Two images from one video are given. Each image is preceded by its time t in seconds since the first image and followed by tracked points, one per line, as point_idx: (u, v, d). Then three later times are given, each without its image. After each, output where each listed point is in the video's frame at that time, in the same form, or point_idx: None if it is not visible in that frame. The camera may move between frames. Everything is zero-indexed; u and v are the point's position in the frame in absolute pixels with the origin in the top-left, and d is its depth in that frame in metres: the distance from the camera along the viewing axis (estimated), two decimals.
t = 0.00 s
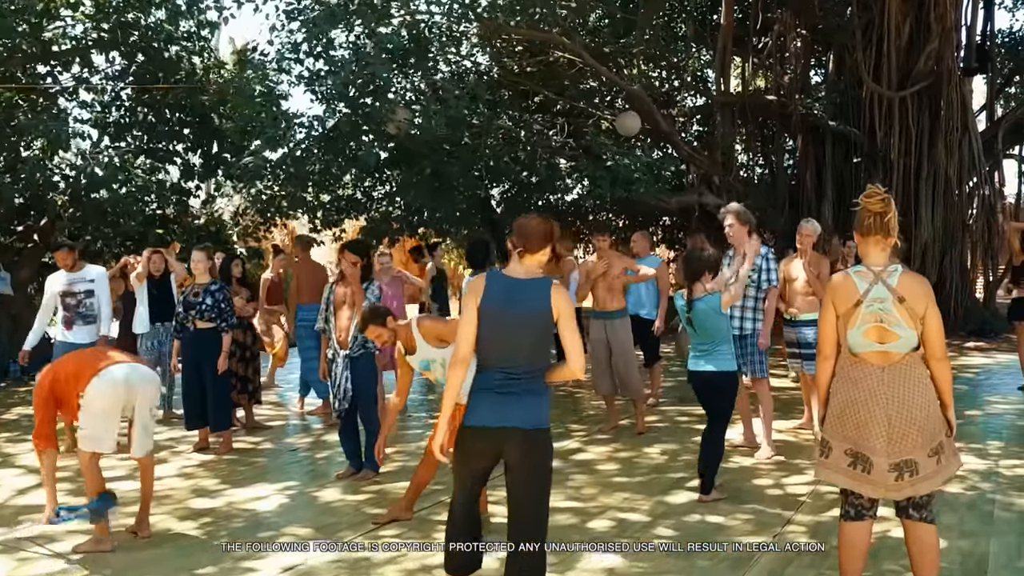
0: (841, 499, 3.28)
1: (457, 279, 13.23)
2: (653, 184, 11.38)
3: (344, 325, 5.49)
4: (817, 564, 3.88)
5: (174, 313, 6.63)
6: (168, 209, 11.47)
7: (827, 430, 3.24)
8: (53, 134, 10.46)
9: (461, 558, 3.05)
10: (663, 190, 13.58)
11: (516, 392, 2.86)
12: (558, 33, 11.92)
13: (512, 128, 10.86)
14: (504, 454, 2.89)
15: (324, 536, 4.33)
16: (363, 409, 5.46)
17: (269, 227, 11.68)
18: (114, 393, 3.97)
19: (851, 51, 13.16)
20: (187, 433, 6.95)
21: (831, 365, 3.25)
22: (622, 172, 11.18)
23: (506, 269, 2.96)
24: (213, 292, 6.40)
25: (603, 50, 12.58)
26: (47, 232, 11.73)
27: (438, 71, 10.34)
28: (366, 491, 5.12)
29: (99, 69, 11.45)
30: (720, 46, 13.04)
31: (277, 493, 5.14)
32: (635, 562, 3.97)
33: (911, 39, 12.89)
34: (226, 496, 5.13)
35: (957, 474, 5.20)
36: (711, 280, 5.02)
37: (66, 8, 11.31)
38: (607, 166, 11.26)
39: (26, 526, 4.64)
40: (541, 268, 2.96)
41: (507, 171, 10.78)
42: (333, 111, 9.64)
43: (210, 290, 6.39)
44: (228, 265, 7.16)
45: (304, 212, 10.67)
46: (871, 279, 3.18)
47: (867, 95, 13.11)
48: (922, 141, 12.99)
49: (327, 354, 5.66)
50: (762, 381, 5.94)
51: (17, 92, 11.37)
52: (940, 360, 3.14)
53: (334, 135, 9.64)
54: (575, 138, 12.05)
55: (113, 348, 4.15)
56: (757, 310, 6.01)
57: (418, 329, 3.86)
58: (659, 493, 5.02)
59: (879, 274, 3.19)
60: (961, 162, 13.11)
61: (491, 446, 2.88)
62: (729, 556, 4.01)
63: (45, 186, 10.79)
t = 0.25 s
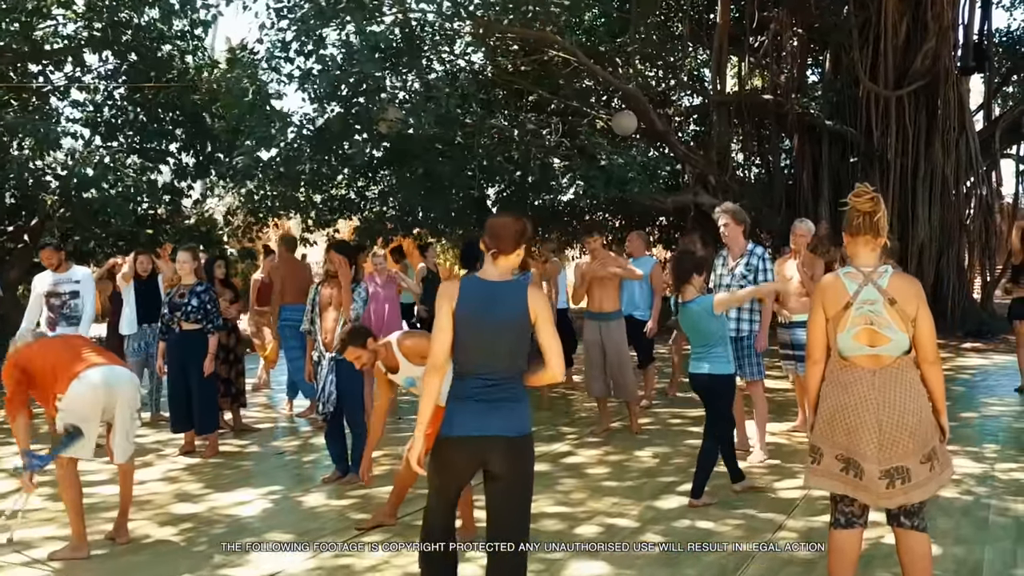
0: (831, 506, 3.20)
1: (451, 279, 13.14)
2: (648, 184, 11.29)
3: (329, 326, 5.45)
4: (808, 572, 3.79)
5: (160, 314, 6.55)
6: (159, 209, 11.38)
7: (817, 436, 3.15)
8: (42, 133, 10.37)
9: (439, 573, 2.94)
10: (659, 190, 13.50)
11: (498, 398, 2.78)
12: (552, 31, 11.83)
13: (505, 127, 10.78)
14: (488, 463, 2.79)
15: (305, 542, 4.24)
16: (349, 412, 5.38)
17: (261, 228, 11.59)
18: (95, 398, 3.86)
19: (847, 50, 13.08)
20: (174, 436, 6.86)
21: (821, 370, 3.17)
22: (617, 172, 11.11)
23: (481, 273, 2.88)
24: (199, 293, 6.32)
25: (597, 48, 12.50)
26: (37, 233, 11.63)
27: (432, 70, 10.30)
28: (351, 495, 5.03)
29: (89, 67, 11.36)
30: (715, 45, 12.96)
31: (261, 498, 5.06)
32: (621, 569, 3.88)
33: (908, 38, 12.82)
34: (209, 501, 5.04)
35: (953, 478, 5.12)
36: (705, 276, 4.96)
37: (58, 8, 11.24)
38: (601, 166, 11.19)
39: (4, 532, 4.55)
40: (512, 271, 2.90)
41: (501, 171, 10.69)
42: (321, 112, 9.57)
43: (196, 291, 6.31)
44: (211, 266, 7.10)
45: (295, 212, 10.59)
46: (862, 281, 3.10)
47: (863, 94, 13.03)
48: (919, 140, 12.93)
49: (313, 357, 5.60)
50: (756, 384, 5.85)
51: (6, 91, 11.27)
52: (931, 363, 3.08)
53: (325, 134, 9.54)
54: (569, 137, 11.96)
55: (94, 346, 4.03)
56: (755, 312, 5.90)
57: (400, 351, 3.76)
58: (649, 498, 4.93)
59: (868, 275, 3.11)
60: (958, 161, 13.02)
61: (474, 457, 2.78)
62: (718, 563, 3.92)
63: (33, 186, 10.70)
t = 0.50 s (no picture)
0: (820, 514, 3.12)
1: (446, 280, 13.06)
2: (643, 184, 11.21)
3: (316, 328, 5.37)
4: None
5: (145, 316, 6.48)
6: (151, 209, 11.30)
7: (804, 442, 3.08)
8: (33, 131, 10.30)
9: None
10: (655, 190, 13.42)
11: (473, 405, 2.70)
12: (547, 30, 11.76)
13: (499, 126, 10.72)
14: (466, 471, 2.73)
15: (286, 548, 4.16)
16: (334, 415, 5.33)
17: (254, 228, 11.51)
18: (67, 402, 3.79)
19: (844, 49, 13.02)
20: (161, 439, 6.78)
21: (809, 374, 3.09)
22: (611, 172, 11.07)
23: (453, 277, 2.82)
24: (185, 294, 6.25)
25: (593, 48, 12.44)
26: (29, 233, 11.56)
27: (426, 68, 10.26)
28: (336, 500, 4.95)
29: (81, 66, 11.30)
30: (712, 45, 12.90)
31: (244, 502, 4.98)
32: None
33: (905, 37, 12.77)
34: (190, 506, 4.96)
35: (948, 482, 5.03)
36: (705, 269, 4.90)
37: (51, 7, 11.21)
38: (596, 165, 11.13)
39: None
40: (483, 274, 2.80)
41: (495, 170, 10.62)
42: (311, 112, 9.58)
43: (181, 291, 6.24)
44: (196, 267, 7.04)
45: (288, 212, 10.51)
46: (849, 282, 3.03)
47: (861, 93, 12.96)
48: (917, 139, 12.87)
49: (299, 360, 5.50)
50: (751, 387, 5.76)
51: None
52: (921, 366, 3.00)
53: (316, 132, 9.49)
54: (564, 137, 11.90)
55: (71, 345, 3.93)
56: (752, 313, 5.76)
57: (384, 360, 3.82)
58: (638, 502, 4.85)
59: (856, 277, 3.04)
60: (956, 161, 12.95)
61: (451, 466, 2.71)
62: (706, 570, 3.84)
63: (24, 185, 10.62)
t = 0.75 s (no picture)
0: (806, 519, 3.04)
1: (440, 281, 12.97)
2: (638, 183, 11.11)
3: (301, 330, 5.26)
4: None
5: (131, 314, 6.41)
6: (142, 208, 11.21)
7: (790, 445, 3.01)
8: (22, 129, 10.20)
9: None
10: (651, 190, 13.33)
11: (439, 411, 2.60)
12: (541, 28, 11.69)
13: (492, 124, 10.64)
14: (435, 478, 2.63)
15: (265, 553, 4.08)
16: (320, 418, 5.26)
17: (246, 227, 11.41)
18: (34, 403, 3.72)
19: (841, 47, 12.94)
20: (147, 441, 6.71)
21: (796, 375, 3.02)
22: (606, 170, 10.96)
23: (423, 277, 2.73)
24: (170, 294, 6.18)
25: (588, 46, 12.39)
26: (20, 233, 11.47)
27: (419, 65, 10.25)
28: (319, 503, 4.87)
29: (72, 64, 11.23)
30: (708, 42, 12.82)
31: (226, 505, 4.90)
32: None
33: (901, 35, 12.69)
34: (171, 509, 4.87)
35: (942, 485, 4.95)
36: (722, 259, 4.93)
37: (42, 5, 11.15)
38: (591, 164, 11.04)
39: None
40: (459, 273, 2.92)
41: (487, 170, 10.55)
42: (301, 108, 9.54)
43: (166, 289, 6.17)
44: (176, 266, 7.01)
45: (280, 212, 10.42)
46: (836, 281, 2.94)
47: (858, 91, 12.88)
48: (914, 138, 12.79)
49: (283, 361, 5.40)
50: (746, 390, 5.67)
51: None
52: (910, 368, 2.92)
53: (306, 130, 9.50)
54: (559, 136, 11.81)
55: (42, 342, 3.82)
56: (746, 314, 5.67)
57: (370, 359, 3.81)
58: (628, 505, 4.76)
59: (844, 276, 2.95)
60: (954, 160, 12.84)
61: (418, 473, 2.62)
62: None
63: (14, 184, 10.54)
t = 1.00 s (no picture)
0: (793, 523, 2.95)
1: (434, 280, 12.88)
2: (632, 181, 11.00)
3: (285, 328, 5.16)
4: None
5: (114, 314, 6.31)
6: (132, 207, 11.11)
7: (774, 447, 2.92)
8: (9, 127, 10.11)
9: None
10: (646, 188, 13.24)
11: (403, 415, 2.51)
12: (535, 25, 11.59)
13: (485, 122, 10.55)
14: (402, 482, 2.54)
15: (241, 557, 3.99)
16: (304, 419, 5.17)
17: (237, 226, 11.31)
18: None
19: (838, 45, 12.86)
20: (130, 442, 6.62)
21: (781, 375, 2.92)
22: (599, 169, 10.85)
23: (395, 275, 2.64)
24: (153, 293, 6.08)
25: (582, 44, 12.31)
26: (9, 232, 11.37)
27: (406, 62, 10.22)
28: (300, 506, 4.77)
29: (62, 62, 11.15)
30: (703, 40, 12.73)
31: (206, 508, 4.81)
32: None
33: (898, 33, 12.60)
34: (149, 512, 4.78)
35: (934, 487, 4.86)
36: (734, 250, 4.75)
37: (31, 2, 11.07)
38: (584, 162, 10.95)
39: None
40: (433, 271, 2.79)
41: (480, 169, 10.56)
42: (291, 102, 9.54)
43: (150, 288, 6.09)
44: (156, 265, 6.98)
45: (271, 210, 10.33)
46: (823, 278, 2.84)
47: (855, 89, 12.79)
48: (910, 136, 12.70)
49: (266, 361, 5.31)
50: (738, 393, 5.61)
51: None
52: (898, 367, 2.83)
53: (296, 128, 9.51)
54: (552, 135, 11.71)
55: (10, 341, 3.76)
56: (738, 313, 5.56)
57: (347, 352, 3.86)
58: (615, 507, 4.67)
59: (830, 273, 2.85)
60: (951, 158, 12.75)
61: (385, 478, 2.54)
62: None
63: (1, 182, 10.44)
